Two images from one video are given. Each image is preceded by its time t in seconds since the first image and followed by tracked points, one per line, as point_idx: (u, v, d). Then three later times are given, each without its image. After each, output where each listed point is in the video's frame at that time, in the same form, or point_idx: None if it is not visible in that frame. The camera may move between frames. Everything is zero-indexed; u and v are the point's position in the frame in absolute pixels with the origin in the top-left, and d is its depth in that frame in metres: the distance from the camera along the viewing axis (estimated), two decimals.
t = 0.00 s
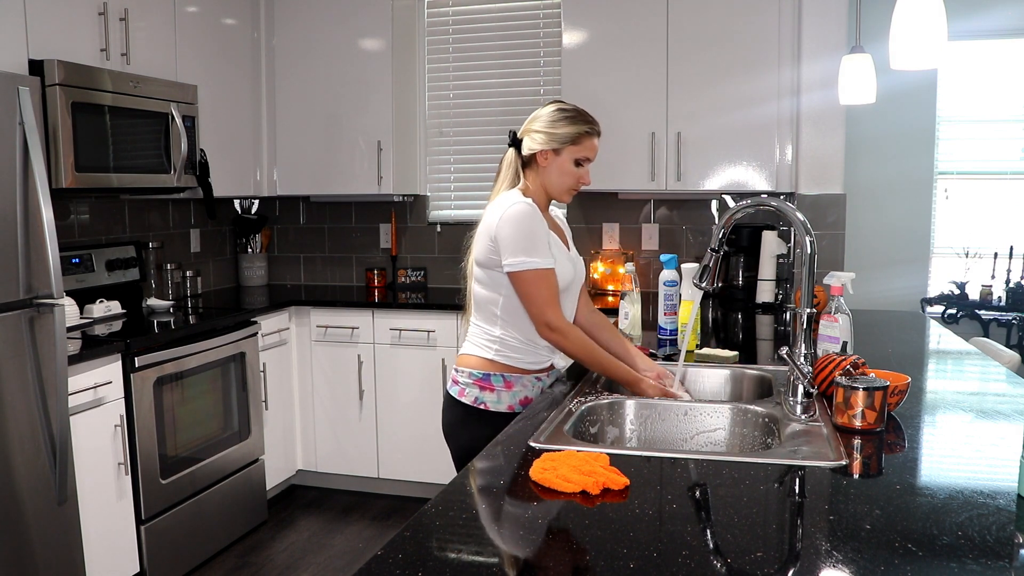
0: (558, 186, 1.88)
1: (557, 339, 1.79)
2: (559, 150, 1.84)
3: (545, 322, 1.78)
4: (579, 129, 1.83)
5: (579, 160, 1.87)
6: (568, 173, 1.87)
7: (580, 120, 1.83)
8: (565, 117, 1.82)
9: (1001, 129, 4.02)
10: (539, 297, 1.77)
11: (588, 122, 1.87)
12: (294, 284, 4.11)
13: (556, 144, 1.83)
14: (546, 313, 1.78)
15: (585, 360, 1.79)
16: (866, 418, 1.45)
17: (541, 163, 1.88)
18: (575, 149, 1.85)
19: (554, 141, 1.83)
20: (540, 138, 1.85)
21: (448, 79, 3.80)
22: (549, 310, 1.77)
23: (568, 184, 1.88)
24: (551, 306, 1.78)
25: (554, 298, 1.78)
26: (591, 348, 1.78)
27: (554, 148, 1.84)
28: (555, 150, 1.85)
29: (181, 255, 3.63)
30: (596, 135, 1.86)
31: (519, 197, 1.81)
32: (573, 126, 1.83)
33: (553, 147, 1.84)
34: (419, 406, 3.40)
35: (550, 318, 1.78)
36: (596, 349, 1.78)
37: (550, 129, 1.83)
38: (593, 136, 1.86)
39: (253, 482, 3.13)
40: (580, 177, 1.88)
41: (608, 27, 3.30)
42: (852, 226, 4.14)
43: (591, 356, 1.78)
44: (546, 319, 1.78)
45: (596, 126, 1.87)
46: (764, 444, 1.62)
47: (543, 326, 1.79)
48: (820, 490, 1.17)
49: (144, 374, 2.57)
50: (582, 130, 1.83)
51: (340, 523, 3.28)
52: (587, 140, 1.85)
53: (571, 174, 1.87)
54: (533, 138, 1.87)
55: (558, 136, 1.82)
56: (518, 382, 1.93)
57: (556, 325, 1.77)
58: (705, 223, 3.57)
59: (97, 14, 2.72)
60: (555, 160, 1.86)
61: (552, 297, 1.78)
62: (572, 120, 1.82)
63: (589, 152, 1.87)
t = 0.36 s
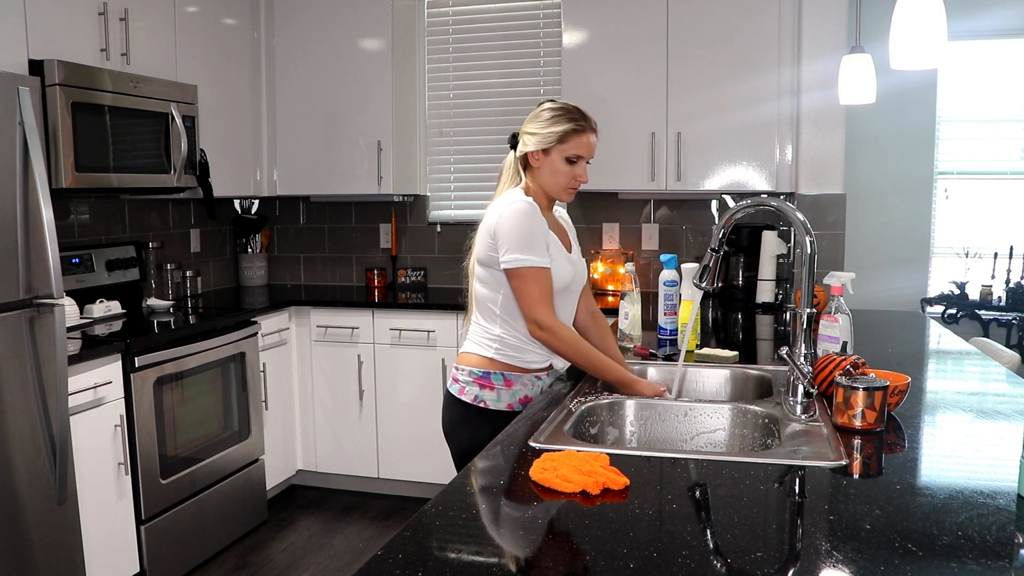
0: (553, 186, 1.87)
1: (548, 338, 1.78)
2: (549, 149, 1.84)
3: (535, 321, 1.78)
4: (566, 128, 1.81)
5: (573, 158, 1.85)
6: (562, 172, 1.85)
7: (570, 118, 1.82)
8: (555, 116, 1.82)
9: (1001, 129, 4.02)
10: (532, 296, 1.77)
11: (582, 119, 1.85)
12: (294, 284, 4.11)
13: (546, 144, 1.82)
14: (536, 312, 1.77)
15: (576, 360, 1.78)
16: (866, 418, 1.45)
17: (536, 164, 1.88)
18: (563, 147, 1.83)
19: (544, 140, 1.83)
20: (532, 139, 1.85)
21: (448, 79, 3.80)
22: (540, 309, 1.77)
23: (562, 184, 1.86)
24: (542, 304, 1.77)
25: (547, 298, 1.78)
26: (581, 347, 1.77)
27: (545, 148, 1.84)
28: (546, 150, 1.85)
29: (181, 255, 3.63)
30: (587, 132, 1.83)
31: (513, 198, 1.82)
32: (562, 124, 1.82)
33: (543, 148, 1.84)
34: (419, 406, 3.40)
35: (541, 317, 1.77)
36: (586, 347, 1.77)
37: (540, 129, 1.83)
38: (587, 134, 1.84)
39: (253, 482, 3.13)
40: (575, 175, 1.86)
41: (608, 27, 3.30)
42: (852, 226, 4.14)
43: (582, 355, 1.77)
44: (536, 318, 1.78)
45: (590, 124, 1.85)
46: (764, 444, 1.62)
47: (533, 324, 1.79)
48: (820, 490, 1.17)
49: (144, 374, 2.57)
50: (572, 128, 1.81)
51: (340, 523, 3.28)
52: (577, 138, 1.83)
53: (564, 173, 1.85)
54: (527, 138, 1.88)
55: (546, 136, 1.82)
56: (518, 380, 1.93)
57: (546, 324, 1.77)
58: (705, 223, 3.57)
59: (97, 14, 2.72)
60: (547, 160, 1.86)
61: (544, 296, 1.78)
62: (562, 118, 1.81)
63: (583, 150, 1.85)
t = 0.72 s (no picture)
0: (541, 186, 1.82)
1: (547, 304, 1.60)
2: (537, 148, 1.80)
3: (529, 289, 1.62)
4: (551, 126, 1.76)
5: (560, 157, 1.79)
6: (550, 171, 1.80)
7: (558, 115, 1.76)
8: (542, 113, 1.78)
9: (1001, 129, 4.02)
10: (522, 265, 1.65)
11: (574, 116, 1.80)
12: (294, 284, 4.11)
13: (532, 142, 1.79)
14: (529, 279, 1.63)
15: (584, 322, 1.59)
16: (866, 418, 1.45)
17: (527, 163, 1.84)
18: (549, 146, 1.78)
19: (531, 139, 1.79)
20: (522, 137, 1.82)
21: (448, 79, 3.80)
22: (531, 274, 1.64)
23: (550, 184, 1.81)
24: (533, 271, 1.64)
25: (539, 266, 1.66)
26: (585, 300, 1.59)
27: (533, 146, 1.80)
28: (534, 149, 1.81)
29: (182, 254, 3.63)
30: (575, 131, 1.77)
31: (500, 195, 1.78)
32: (549, 121, 1.77)
33: (530, 146, 1.80)
34: (419, 406, 3.40)
35: (533, 282, 1.63)
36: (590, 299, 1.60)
37: (528, 128, 1.80)
38: (577, 132, 1.78)
39: (254, 482, 3.13)
40: (563, 175, 1.80)
41: (608, 27, 3.30)
42: (852, 226, 4.14)
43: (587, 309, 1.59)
44: (530, 285, 1.63)
45: (581, 121, 1.79)
46: (765, 444, 1.62)
47: (530, 294, 1.63)
48: (820, 490, 1.17)
49: (144, 374, 2.57)
50: (559, 126, 1.76)
51: (340, 523, 3.28)
52: (564, 136, 1.77)
53: (552, 173, 1.80)
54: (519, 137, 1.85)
55: (532, 135, 1.78)
56: (507, 381, 1.91)
57: (542, 287, 1.61)
58: (705, 223, 3.57)
59: (96, 14, 2.72)
60: (536, 159, 1.81)
61: (535, 263, 1.66)
62: (549, 115, 1.77)
63: (573, 149, 1.78)
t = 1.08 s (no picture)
0: (522, 185, 1.75)
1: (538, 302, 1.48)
2: (517, 144, 1.73)
3: (520, 283, 1.50)
4: (532, 121, 1.69)
5: (542, 153, 1.72)
6: (531, 168, 1.73)
7: (538, 109, 1.70)
8: (522, 107, 1.71)
9: (1001, 129, 4.02)
10: (514, 261, 1.54)
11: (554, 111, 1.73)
12: (294, 284, 4.11)
13: (512, 138, 1.72)
14: (520, 274, 1.52)
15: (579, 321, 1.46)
16: (866, 418, 1.45)
17: (507, 161, 1.76)
18: (531, 143, 1.71)
19: (510, 135, 1.72)
20: (502, 132, 1.75)
21: (448, 79, 3.80)
22: (522, 270, 1.53)
23: (532, 182, 1.74)
24: (525, 268, 1.53)
25: (527, 263, 1.55)
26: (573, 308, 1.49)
27: (513, 143, 1.73)
28: (514, 146, 1.74)
29: (182, 254, 3.63)
30: (558, 126, 1.70)
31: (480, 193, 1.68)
32: (529, 116, 1.70)
33: (510, 143, 1.73)
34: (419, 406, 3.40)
35: (525, 278, 1.51)
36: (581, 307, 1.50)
37: (508, 124, 1.73)
38: (560, 127, 1.71)
39: (253, 482, 3.12)
40: (546, 173, 1.73)
41: (608, 27, 3.30)
42: (852, 226, 4.14)
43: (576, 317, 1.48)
44: (522, 280, 1.51)
45: (563, 116, 1.72)
46: (764, 443, 1.62)
47: (521, 288, 1.50)
48: (820, 490, 1.17)
49: (144, 374, 2.57)
50: (541, 120, 1.69)
51: (339, 523, 3.28)
52: (546, 131, 1.70)
53: (534, 170, 1.73)
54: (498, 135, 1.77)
55: (512, 131, 1.71)
56: (480, 396, 1.78)
57: (534, 284, 1.50)
58: (705, 223, 3.57)
59: (97, 14, 2.72)
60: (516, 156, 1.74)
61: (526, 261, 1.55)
62: (529, 109, 1.70)
63: (555, 145, 1.71)
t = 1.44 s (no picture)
0: (472, 183, 1.69)
1: (488, 328, 1.46)
2: (461, 142, 1.67)
3: (472, 312, 1.48)
4: (475, 115, 1.64)
5: (489, 147, 1.67)
6: (479, 165, 1.68)
7: (479, 103, 1.65)
8: (462, 103, 1.66)
9: (1001, 129, 4.02)
10: (463, 284, 1.51)
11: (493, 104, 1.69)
12: (294, 284, 4.11)
13: (455, 135, 1.66)
14: (470, 299, 1.50)
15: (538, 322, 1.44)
16: (866, 418, 1.45)
17: (451, 162, 1.70)
18: (476, 137, 1.66)
19: (452, 133, 1.66)
20: (443, 132, 1.68)
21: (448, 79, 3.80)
22: (470, 296, 1.50)
23: (482, 178, 1.68)
24: (472, 292, 1.50)
25: (475, 284, 1.52)
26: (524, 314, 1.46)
27: (457, 141, 1.67)
28: (458, 143, 1.68)
29: (182, 254, 3.63)
30: (499, 117, 1.66)
31: (428, 205, 1.63)
32: (471, 111, 1.65)
33: (454, 141, 1.67)
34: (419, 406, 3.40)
35: (475, 305, 1.49)
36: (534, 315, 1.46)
37: (449, 122, 1.67)
38: (503, 119, 1.67)
39: (253, 482, 3.12)
40: (495, 167, 1.68)
41: (608, 26, 3.30)
42: (851, 226, 4.14)
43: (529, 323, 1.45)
44: (472, 307, 1.49)
45: (503, 107, 1.68)
46: (765, 443, 1.62)
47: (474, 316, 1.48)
48: (820, 490, 1.17)
49: (144, 374, 2.57)
50: (484, 113, 1.65)
51: (339, 524, 3.28)
52: (490, 124, 1.66)
53: (482, 166, 1.68)
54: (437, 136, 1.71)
55: (454, 128, 1.65)
56: (469, 409, 1.74)
57: (482, 310, 1.47)
58: (705, 224, 3.57)
59: (97, 14, 2.72)
60: (462, 154, 1.68)
61: (474, 281, 1.52)
62: (469, 105, 1.65)
63: (500, 138, 1.67)
